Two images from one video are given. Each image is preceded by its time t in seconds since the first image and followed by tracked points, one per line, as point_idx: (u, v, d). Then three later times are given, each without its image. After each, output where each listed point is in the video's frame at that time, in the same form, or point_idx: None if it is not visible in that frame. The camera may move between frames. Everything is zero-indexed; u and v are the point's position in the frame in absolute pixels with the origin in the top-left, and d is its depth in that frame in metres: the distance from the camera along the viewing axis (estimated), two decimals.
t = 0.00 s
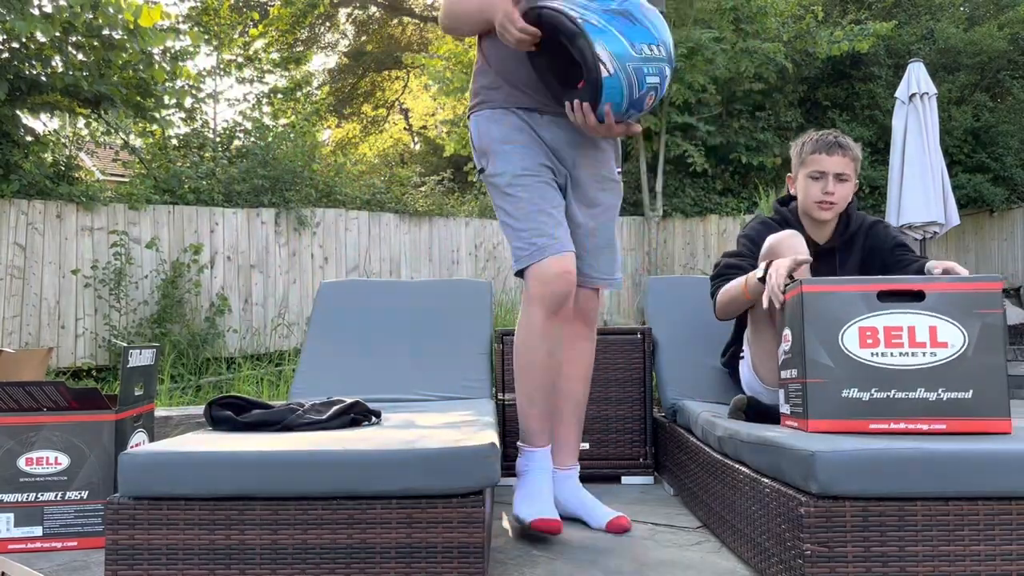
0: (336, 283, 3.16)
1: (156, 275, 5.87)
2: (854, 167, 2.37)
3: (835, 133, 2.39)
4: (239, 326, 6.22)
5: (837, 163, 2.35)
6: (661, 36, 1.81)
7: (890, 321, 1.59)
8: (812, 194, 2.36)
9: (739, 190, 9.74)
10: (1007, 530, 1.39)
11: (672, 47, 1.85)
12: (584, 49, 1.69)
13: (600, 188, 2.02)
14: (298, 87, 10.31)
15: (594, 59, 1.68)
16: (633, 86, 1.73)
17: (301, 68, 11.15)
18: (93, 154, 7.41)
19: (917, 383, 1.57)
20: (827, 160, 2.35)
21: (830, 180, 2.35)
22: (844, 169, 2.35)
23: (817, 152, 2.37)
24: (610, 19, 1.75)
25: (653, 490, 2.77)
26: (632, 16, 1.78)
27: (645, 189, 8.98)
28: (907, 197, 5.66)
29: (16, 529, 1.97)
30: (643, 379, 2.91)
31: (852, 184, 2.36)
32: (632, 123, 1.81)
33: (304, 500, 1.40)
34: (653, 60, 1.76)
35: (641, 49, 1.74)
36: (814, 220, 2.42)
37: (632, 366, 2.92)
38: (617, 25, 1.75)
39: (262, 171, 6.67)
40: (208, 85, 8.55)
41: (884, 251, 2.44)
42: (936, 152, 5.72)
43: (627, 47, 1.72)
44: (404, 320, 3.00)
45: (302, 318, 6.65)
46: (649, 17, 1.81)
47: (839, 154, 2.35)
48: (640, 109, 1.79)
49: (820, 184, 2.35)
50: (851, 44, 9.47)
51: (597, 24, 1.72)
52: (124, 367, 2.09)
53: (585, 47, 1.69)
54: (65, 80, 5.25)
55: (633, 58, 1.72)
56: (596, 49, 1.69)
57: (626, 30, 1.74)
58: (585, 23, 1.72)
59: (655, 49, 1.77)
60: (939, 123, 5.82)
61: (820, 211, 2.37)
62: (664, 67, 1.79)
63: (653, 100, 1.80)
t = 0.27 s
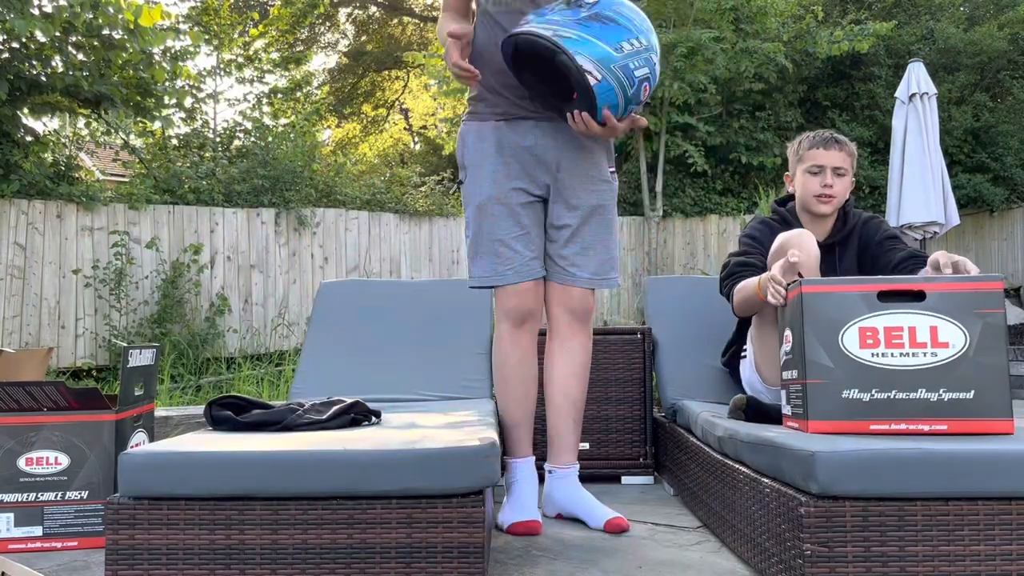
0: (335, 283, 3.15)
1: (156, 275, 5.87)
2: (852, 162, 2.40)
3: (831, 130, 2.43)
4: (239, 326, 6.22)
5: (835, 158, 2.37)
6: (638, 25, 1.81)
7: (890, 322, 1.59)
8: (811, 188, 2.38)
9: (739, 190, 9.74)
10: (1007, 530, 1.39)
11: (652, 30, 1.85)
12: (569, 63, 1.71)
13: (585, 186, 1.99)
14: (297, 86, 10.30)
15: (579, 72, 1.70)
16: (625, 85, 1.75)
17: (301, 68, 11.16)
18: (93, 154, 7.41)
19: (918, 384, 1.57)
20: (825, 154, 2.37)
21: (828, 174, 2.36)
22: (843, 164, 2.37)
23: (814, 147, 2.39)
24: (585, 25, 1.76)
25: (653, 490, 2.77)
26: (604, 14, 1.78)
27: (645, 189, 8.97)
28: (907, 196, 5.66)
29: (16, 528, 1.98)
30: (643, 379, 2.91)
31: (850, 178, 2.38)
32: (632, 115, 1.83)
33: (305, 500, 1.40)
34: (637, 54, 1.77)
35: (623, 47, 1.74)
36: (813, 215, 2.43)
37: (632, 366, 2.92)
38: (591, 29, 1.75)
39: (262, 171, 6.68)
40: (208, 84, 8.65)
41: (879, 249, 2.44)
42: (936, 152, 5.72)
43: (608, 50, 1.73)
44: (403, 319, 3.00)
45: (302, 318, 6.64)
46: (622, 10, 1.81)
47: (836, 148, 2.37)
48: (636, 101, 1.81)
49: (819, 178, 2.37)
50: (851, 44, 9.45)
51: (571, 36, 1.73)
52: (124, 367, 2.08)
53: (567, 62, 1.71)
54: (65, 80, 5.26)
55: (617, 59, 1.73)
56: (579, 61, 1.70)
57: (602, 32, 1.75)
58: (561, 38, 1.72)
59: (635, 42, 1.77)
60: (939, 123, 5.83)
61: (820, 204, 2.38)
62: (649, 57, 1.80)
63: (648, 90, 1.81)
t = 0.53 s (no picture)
0: (335, 282, 3.15)
1: (157, 275, 5.87)
2: (853, 161, 2.41)
3: (830, 130, 2.45)
4: (239, 326, 6.22)
5: (837, 157, 2.38)
6: (620, 40, 1.67)
7: (891, 321, 1.59)
8: (814, 187, 2.38)
9: (739, 190, 9.75)
10: (1007, 530, 1.39)
11: (637, 44, 1.71)
12: (545, 86, 1.59)
13: (572, 179, 1.95)
14: (297, 86, 10.30)
15: (556, 97, 1.58)
16: (605, 108, 1.62)
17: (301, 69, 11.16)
18: (93, 154, 7.42)
19: (918, 383, 1.57)
20: (826, 154, 2.38)
21: (830, 172, 2.37)
22: (844, 163, 2.38)
23: (815, 146, 2.41)
24: (562, 43, 1.62)
25: (653, 490, 2.77)
26: (583, 30, 1.65)
27: (645, 189, 8.96)
28: (907, 196, 5.67)
29: (17, 528, 1.98)
30: (643, 379, 2.91)
31: (851, 177, 2.39)
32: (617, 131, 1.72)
33: (305, 500, 1.40)
34: (619, 74, 1.63)
35: (603, 67, 1.61)
36: (815, 214, 2.43)
37: (632, 366, 2.92)
38: (569, 47, 1.62)
39: (262, 171, 6.69)
40: (207, 82, 8.83)
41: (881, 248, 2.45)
42: (936, 151, 5.72)
43: (587, 71, 1.60)
44: (403, 319, 3.00)
45: (302, 319, 6.64)
46: (604, 24, 1.67)
47: (837, 147, 2.39)
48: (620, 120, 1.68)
49: (820, 178, 2.38)
50: (851, 44, 9.45)
51: (548, 58, 1.60)
52: (125, 367, 2.09)
53: (544, 86, 1.59)
54: (65, 80, 5.26)
55: (596, 81, 1.60)
56: (555, 85, 1.58)
57: (581, 50, 1.62)
58: (538, 61, 1.60)
59: (616, 61, 1.64)
60: (939, 123, 5.83)
61: (823, 204, 2.38)
62: (632, 75, 1.66)
63: (631, 108, 1.68)
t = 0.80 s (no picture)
0: (335, 282, 3.15)
1: (157, 275, 5.86)
2: (855, 160, 2.41)
3: (832, 129, 2.44)
4: (239, 326, 6.22)
5: (840, 157, 2.38)
6: (608, 87, 1.52)
7: (891, 320, 1.59)
8: (818, 187, 2.37)
9: (739, 190, 9.75)
10: (1007, 530, 1.39)
11: (627, 94, 1.56)
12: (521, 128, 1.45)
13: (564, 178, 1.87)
14: (297, 86, 10.29)
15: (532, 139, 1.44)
16: (584, 156, 1.46)
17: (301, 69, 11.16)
18: (93, 154, 7.42)
19: (918, 382, 1.57)
20: (829, 154, 2.37)
21: (834, 173, 2.36)
22: (847, 162, 2.38)
23: (818, 146, 2.40)
24: (544, 85, 1.48)
25: (653, 490, 2.77)
26: (569, 73, 1.50)
27: (646, 189, 8.95)
28: (907, 196, 5.67)
29: (17, 528, 1.98)
30: (643, 379, 2.91)
31: (854, 176, 2.39)
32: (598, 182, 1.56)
33: (305, 500, 1.40)
34: (601, 123, 1.48)
35: (583, 114, 1.46)
36: (819, 213, 2.43)
37: (633, 366, 2.92)
38: (551, 89, 1.47)
39: (262, 171, 6.69)
40: (207, 83, 8.77)
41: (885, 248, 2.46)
42: (936, 151, 5.72)
43: (567, 116, 1.45)
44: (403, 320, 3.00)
45: (302, 319, 6.65)
46: (592, 69, 1.53)
47: (840, 147, 2.38)
48: (600, 173, 1.51)
49: (824, 178, 2.37)
50: (851, 44, 9.44)
51: (531, 98, 1.45)
52: (125, 366, 2.09)
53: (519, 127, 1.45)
54: (65, 80, 5.26)
55: (575, 127, 1.45)
56: (531, 127, 1.44)
57: (563, 93, 1.47)
58: (519, 100, 1.45)
59: (598, 109, 1.49)
60: (939, 123, 5.83)
61: (828, 204, 2.38)
62: (616, 125, 1.51)
63: (613, 160, 1.52)
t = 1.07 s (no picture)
0: (336, 283, 3.15)
1: (156, 275, 5.86)
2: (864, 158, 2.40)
3: (841, 126, 2.42)
4: (239, 326, 6.22)
5: (852, 155, 2.37)
6: (619, 122, 1.53)
7: (906, 322, 1.63)
8: (828, 187, 2.37)
9: (739, 190, 9.75)
10: (1007, 530, 1.39)
11: (641, 134, 1.57)
12: (527, 156, 1.48)
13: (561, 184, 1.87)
14: (298, 86, 10.30)
15: (535, 166, 1.47)
16: (587, 188, 1.47)
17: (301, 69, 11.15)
18: (93, 154, 7.43)
19: (927, 383, 1.62)
20: (841, 153, 2.36)
21: (844, 172, 2.36)
22: (857, 161, 2.37)
23: (830, 145, 2.37)
24: (556, 116, 1.52)
25: (654, 490, 2.77)
26: (580, 107, 1.53)
27: (646, 189, 8.93)
28: (906, 196, 5.67)
29: (17, 528, 1.97)
30: (643, 379, 2.92)
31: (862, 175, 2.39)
32: (608, 221, 1.54)
33: (304, 500, 1.40)
34: (607, 154, 1.48)
35: (589, 143, 1.47)
36: (826, 212, 2.43)
37: (632, 366, 2.93)
38: (561, 120, 1.51)
39: (262, 171, 6.70)
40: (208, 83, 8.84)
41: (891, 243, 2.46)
42: (936, 151, 5.72)
43: (571, 145, 1.47)
44: (403, 321, 3.00)
45: (302, 319, 6.64)
46: (604, 106, 1.55)
47: (851, 146, 2.36)
48: (608, 209, 1.51)
49: (834, 177, 2.36)
50: (851, 44, 9.44)
51: (538, 128, 1.50)
52: (125, 366, 2.09)
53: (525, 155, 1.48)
54: (65, 80, 5.26)
55: (579, 155, 1.46)
56: (536, 154, 1.47)
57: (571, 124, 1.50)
58: (527, 130, 1.50)
59: (605, 141, 1.49)
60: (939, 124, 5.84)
61: (837, 203, 2.38)
62: (624, 159, 1.50)
63: (620, 197, 1.50)
